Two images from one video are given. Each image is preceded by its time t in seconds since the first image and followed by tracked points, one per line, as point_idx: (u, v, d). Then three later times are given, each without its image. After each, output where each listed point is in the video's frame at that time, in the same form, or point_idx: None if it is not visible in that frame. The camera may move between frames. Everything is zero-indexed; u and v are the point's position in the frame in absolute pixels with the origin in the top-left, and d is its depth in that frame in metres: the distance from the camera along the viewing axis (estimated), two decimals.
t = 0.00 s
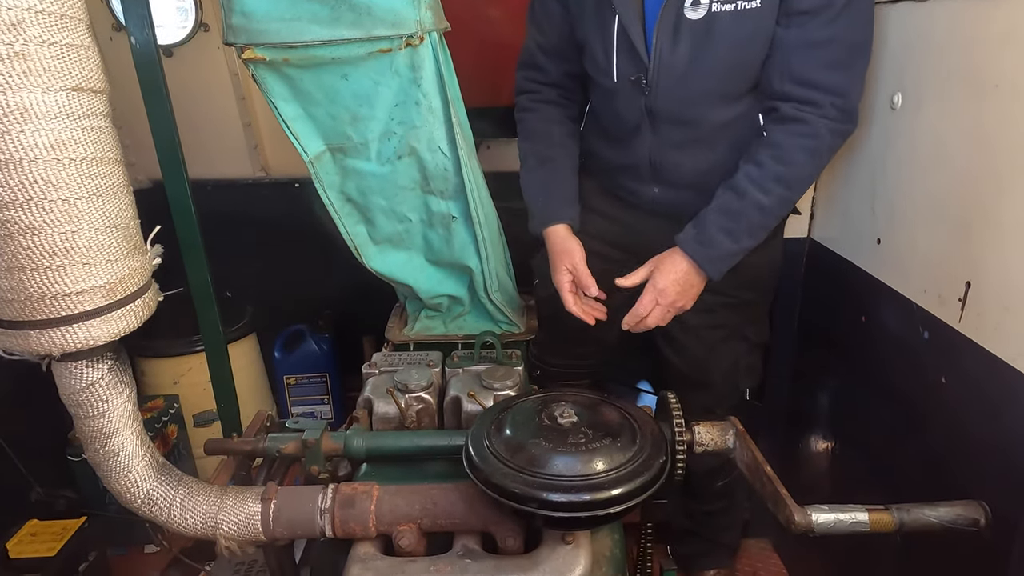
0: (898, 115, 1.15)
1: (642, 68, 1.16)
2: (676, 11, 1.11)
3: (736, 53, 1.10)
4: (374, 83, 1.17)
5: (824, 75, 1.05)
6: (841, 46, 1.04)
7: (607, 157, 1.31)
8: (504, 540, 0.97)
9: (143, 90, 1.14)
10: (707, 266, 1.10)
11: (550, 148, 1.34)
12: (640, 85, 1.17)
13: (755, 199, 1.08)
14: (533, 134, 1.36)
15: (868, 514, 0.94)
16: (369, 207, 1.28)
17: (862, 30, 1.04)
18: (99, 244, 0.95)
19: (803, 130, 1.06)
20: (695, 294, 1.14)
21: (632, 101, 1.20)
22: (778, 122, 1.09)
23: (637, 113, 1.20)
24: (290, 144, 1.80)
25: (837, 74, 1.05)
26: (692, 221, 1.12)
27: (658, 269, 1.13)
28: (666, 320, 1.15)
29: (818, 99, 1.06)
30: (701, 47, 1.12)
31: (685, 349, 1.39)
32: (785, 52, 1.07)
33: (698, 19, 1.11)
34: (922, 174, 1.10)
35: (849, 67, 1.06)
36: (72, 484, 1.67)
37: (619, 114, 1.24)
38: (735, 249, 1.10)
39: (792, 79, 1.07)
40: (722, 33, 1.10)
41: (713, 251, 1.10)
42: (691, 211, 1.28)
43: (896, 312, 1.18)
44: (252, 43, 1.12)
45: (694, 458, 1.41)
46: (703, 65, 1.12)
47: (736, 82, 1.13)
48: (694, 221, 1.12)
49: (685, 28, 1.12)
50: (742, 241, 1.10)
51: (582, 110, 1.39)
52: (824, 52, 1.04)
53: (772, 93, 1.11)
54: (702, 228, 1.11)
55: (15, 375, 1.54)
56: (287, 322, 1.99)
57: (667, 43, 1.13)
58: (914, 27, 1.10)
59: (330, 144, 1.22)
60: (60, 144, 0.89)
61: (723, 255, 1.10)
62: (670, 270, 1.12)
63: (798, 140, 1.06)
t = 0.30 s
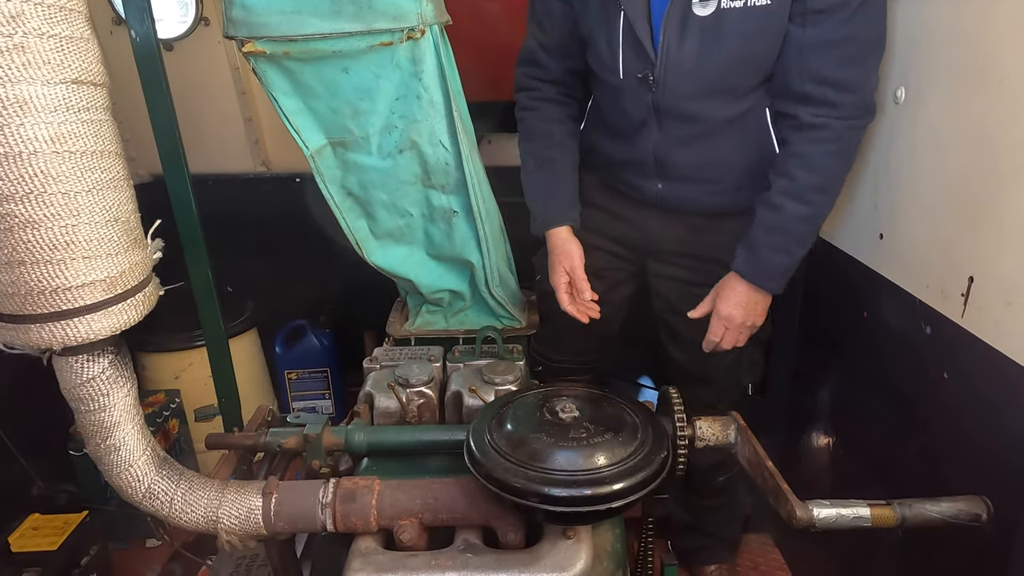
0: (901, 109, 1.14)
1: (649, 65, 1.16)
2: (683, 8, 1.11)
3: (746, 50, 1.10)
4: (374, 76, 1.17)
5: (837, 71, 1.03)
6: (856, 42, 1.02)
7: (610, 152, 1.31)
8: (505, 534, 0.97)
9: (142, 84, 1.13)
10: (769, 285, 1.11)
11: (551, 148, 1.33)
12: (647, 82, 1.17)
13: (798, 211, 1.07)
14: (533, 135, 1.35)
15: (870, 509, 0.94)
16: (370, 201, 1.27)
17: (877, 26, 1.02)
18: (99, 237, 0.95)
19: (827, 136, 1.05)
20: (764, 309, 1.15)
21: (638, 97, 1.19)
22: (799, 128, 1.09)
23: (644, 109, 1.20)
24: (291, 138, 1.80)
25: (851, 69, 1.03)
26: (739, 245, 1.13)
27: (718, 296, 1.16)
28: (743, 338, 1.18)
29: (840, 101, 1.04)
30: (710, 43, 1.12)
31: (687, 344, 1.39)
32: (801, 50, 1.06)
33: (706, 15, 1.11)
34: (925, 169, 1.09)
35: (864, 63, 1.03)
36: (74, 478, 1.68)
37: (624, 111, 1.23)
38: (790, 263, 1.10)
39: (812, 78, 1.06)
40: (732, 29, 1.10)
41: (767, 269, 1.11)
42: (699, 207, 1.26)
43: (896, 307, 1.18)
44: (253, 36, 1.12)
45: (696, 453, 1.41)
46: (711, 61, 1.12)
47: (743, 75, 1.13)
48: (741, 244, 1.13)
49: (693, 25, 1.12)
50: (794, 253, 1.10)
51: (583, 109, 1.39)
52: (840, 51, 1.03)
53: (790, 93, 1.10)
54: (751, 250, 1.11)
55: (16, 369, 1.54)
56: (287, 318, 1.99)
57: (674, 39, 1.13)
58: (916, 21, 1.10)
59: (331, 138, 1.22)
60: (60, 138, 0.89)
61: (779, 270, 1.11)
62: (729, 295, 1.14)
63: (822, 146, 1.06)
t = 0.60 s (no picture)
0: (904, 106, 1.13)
1: (660, 67, 1.16)
2: (695, 10, 1.11)
3: (760, 51, 1.11)
4: (374, 71, 1.16)
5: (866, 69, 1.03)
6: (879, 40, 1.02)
7: (612, 148, 1.30)
8: (506, 530, 0.97)
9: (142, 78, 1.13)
10: (834, 301, 1.07)
11: (553, 148, 1.31)
12: (657, 85, 1.17)
13: (841, 216, 1.05)
14: (535, 135, 1.33)
15: (871, 505, 0.94)
16: (371, 197, 1.27)
17: (891, 23, 1.01)
18: (99, 233, 0.95)
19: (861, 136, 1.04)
20: (834, 333, 1.09)
21: (647, 98, 1.19)
22: (828, 131, 1.08)
23: (653, 110, 1.19)
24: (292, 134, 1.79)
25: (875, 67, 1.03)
26: (792, 265, 1.10)
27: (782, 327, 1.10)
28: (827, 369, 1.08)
29: (868, 97, 1.03)
30: (720, 44, 1.12)
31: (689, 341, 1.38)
32: (822, 51, 1.06)
33: (719, 18, 1.11)
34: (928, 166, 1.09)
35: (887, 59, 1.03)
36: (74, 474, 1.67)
37: (631, 111, 1.22)
38: (850, 276, 1.06)
39: (833, 77, 1.06)
40: (744, 31, 1.10)
41: (829, 285, 1.06)
42: (701, 205, 1.26)
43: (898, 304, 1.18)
44: (253, 31, 1.11)
45: (697, 450, 1.41)
46: (725, 64, 1.13)
47: (746, 75, 1.13)
48: (794, 265, 1.09)
49: (705, 27, 1.11)
50: (852, 265, 1.06)
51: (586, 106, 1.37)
52: (861, 48, 1.03)
53: (813, 96, 1.09)
54: (806, 268, 1.08)
55: (16, 364, 1.53)
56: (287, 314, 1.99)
57: (687, 40, 1.12)
58: (918, 17, 1.09)
59: (331, 133, 1.22)
60: (59, 132, 0.89)
61: (843, 286, 1.06)
62: (795, 322, 1.09)
63: (855, 146, 1.05)
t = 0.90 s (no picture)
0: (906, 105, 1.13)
1: (677, 78, 1.15)
2: (716, 19, 1.11)
3: (778, 59, 1.10)
4: (375, 66, 1.16)
5: (885, 69, 1.02)
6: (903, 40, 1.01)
7: (614, 145, 1.30)
8: (506, 526, 0.97)
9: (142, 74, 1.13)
10: (888, 320, 1.00)
11: (556, 155, 1.25)
12: (674, 96, 1.16)
13: (857, 217, 1.03)
14: (538, 140, 1.26)
15: (872, 501, 0.93)
16: (371, 193, 1.27)
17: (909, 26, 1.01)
18: (98, 228, 0.94)
19: (890, 138, 1.01)
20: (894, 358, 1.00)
21: (661, 107, 1.18)
22: (854, 139, 1.06)
23: (665, 119, 1.19)
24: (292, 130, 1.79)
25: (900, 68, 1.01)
26: (833, 286, 1.04)
27: (833, 357, 1.01)
28: (901, 395, 0.96)
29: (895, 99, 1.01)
30: (738, 56, 1.11)
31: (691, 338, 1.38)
32: (845, 55, 1.05)
33: (738, 28, 1.10)
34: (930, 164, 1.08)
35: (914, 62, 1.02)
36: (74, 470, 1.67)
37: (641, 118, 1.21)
38: (899, 291, 1.00)
39: (855, 79, 1.05)
40: (762, 47, 1.10)
41: (878, 304, 1.00)
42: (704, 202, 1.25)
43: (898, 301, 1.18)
44: (252, 25, 1.11)
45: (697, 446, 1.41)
46: (743, 75, 1.12)
47: (758, 83, 1.13)
48: (835, 286, 1.04)
49: (724, 37, 1.11)
50: (898, 279, 1.01)
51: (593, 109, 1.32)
52: (882, 48, 1.02)
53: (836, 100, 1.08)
54: (848, 287, 1.02)
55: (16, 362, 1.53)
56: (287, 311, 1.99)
57: (705, 51, 1.12)
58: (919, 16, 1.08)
59: (331, 129, 1.21)
60: (58, 127, 0.88)
61: (892, 302, 1.00)
62: (849, 349, 1.00)
63: (887, 151, 1.02)
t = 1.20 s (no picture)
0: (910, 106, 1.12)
1: (698, 100, 1.12)
2: (738, 43, 1.06)
3: (797, 78, 1.08)
4: (373, 60, 1.16)
5: (906, 79, 0.97)
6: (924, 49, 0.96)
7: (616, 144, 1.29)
8: (505, 522, 0.97)
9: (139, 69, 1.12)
10: (924, 350, 0.95)
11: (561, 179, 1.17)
12: (695, 118, 1.13)
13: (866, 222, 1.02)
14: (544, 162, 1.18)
15: (870, 496, 0.93)
16: (369, 188, 1.26)
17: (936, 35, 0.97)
18: (95, 223, 0.94)
19: (914, 154, 0.97)
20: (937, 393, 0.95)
21: (680, 128, 1.15)
22: (875, 154, 1.01)
23: (683, 137, 1.17)
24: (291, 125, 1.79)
25: (918, 78, 0.97)
26: (866, 316, 0.99)
27: (871, 398, 0.97)
28: (949, 435, 0.91)
29: (919, 111, 0.97)
30: (761, 75, 1.08)
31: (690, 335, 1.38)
32: (866, 64, 1.00)
33: (761, 51, 1.06)
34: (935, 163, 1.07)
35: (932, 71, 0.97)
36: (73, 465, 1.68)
37: (657, 133, 1.18)
38: (933, 315, 0.96)
39: (875, 89, 1.00)
40: (784, 64, 1.07)
41: (913, 333, 0.95)
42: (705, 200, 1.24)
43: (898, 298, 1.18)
44: (250, 20, 1.10)
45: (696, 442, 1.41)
46: (762, 94, 1.10)
47: (781, 96, 1.10)
48: (868, 315, 0.99)
49: (747, 60, 1.08)
50: (933, 304, 0.96)
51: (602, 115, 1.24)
52: (903, 56, 0.97)
53: (856, 109, 1.03)
54: (881, 317, 0.97)
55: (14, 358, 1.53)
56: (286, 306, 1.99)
57: (728, 76, 1.09)
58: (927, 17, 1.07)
59: (329, 124, 1.21)
60: (54, 121, 0.88)
61: (926, 329, 0.95)
62: (886, 387, 0.96)
63: (911, 166, 0.97)
